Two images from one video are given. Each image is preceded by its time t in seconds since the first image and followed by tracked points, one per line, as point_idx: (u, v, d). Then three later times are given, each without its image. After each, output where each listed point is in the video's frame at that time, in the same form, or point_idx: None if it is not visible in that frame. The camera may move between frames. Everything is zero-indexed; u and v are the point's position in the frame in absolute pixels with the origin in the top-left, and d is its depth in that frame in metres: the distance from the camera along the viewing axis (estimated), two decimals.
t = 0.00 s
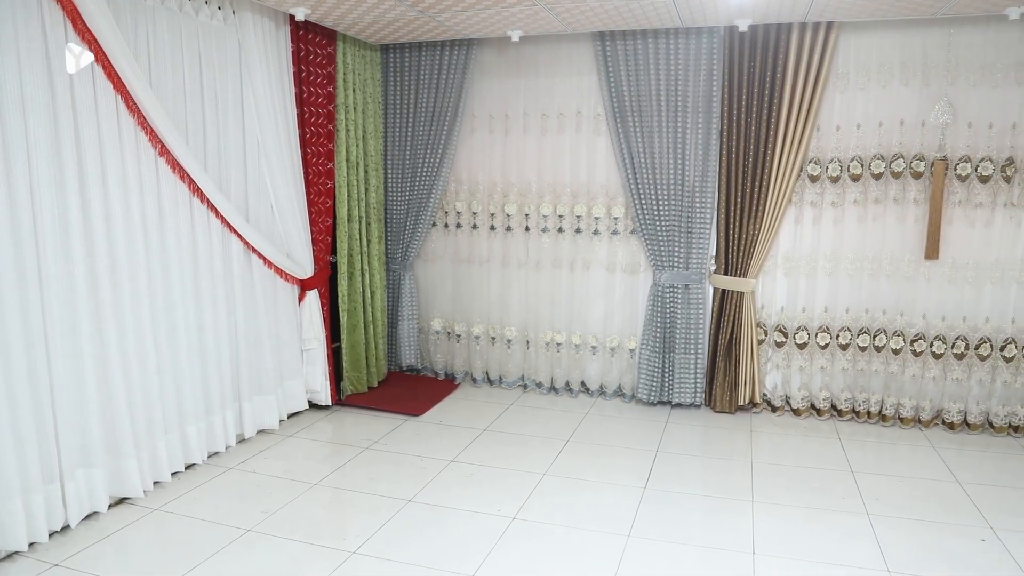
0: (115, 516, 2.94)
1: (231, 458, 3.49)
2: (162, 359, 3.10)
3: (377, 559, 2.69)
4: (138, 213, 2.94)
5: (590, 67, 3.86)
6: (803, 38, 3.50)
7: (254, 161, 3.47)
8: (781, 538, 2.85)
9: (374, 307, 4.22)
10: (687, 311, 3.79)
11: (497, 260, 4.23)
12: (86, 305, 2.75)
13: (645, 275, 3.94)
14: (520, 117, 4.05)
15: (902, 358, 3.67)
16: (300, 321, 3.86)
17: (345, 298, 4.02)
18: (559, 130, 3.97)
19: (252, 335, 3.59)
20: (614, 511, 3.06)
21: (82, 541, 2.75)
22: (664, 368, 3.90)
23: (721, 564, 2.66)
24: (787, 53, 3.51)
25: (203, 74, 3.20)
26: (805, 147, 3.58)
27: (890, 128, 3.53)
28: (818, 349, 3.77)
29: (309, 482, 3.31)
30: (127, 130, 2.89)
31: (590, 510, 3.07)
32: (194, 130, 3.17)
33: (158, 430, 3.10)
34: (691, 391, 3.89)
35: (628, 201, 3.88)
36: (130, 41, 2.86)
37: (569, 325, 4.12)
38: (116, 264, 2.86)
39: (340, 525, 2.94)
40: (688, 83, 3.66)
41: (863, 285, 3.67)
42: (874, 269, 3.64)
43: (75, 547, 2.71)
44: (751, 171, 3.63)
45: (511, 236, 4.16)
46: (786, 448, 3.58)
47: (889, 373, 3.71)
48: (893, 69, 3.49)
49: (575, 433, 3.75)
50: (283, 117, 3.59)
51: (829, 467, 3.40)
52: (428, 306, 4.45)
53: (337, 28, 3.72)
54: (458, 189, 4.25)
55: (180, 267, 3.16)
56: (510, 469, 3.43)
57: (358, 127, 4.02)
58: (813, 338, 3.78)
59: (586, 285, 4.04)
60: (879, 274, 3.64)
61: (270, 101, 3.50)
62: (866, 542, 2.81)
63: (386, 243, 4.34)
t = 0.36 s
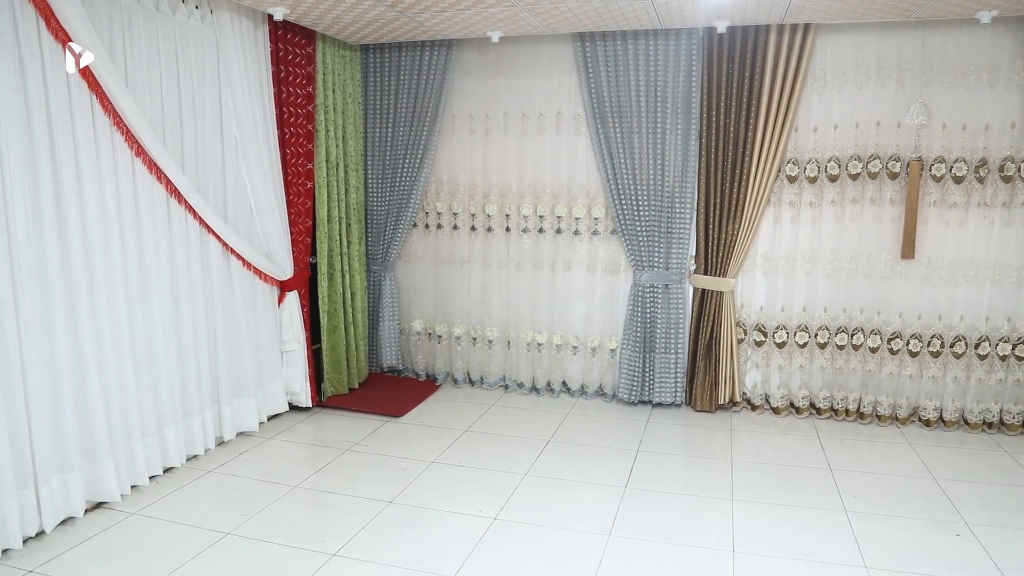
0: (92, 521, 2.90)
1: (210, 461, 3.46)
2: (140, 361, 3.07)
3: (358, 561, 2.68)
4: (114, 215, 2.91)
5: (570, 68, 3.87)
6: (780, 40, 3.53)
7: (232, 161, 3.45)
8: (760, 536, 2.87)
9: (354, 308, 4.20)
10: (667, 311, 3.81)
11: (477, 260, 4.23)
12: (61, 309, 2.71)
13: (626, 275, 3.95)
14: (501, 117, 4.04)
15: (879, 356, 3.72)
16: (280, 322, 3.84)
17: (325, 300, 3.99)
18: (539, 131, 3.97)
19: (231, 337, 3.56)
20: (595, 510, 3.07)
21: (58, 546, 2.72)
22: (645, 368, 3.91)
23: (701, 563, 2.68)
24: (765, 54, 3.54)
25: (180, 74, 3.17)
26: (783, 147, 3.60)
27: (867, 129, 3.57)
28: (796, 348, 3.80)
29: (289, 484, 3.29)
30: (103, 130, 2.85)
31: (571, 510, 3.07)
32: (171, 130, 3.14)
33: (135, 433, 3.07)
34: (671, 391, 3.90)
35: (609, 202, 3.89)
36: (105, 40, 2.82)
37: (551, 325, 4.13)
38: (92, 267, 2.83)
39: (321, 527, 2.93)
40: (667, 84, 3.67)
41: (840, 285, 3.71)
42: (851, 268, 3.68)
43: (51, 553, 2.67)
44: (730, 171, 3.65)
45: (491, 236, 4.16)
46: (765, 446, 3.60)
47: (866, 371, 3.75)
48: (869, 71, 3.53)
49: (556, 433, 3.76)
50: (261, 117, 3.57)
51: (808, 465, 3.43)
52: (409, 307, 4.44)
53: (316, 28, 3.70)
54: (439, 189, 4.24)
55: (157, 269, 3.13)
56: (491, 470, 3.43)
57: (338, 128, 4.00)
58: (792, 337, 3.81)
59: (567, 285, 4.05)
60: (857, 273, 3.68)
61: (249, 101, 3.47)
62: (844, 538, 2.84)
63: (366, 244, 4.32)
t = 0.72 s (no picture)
0: (67, 526, 2.87)
1: (188, 464, 3.43)
2: (116, 364, 3.03)
3: (337, 563, 2.67)
4: (89, 217, 2.87)
5: (549, 68, 3.87)
6: (757, 41, 3.55)
7: (210, 162, 3.42)
8: (739, 533, 2.89)
9: (334, 309, 4.18)
10: (647, 310, 3.82)
11: (457, 261, 4.22)
12: (34, 313, 2.68)
13: (605, 275, 3.96)
14: (480, 118, 4.04)
15: (856, 354, 3.75)
16: (258, 324, 3.81)
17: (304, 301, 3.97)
18: (518, 131, 3.98)
19: (209, 338, 3.53)
20: (575, 510, 3.07)
21: (32, 552, 2.68)
22: (625, 367, 3.93)
23: (680, 561, 2.69)
24: (742, 55, 3.56)
25: (156, 73, 3.14)
26: (761, 148, 3.62)
27: (842, 130, 3.61)
28: (775, 347, 3.83)
29: (267, 487, 3.27)
30: (77, 130, 2.81)
31: (551, 509, 3.08)
32: (146, 130, 3.11)
33: (111, 437, 3.03)
34: (651, 390, 3.92)
35: (588, 202, 3.89)
36: (78, 40, 2.79)
37: (531, 326, 4.13)
38: (66, 270, 2.79)
39: (300, 529, 2.91)
40: (646, 85, 3.69)
41: (817, 284, 3.74)
42: (828, 268, 3.71)
43: (25, 559, 2.63)
44: (708, 172, 3.67)
45: (472, 237, 4.15)
46: (744, 444, 3.63)
47: (843, 369, 3.78)
48: (844, 73, 3.57)
49: (536, 433, 3.76)
50: (239, 117, 3.54)
51: (786, 462, 3.46)
52: (389, 308, 4.42)
53: (294, 28, 3.68)
54: (418, 190, 4.23)
55: (133, 271, 3.10)
56: (471, 470, 3.42)
57: (316, 128, 3.98)
58: (770, 336, 3.84)
59: (547, 285, 4.06)
60: (833, 272, 3.71)
61: (226, 101, 3.45)
62: (821, 535, 2.87)
63: (346, 245, 4.30)
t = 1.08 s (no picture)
0: (39, 532, 2.83)
1: (164, 468, 3.40)
2: (89, 367, 2.99)
3: (315, 565, 2.66)
4: (61, 218, 2.82)
5: (527, 69, 3.88)
6: (733, 42, 3.57)
7: (185, 162, 3.39)
8: (716, 531, 2.90)
9: (312, 310, 4.15)
10: (625, 310, 3.83)
11: (436, 261, 4.21)
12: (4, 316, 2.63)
13: (584, 275, 3.97)
14: (458, 118, 4.04)
15: (832, 352, 3.79)
16: (235, 326, 3.78)
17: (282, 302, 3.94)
18: (496, 132, 3.98)
19: (185, 340, 3.50)
20: (553, 510, 3.08)
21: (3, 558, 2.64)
22: (604, 367, 3.94)
23: (658, 559, 2.71)
24: (718, 56, 3.58)
25: (130, 73, 3.11)
26: (737, 148, 3.65)
27: (817, 131, 3.64)
28: (752, 346, 3.86)
29: (244, 489, 3.24)
30: (48, 129, 2.76)
31: (530, 509, 3.09)
32: (120, 130, 3.07)
33: (85, 441, 2.99)
34: (630, 389, 3.93)
35: (566, 202, 3.90)
36: (49, 38, 2.75)
37: (510, 326, 4.13)
38: (37, 272, 2.75)
39: (277, 532, 2.89)
40: (623, 85, 3.70)
41: (793, 283, 3.77)
42: (804, 267, 3.75)
43: None
44: (685, 172, 3.69)
45: (450, 238, 4.15)
46: (722, 442, 3.65)
47: (819, 367, 3.82)
48: (819, 74, 3.60)
49: (515, 433, 3.77)
50: (214, 118, 3.51)
51: (763, 460, 3.49)
52: (368, 309, 4.40)
53: (270, 28, 3.66)
54: (396, 190, 4.21)
55: (107, 272, 3.06)
56: (449, 471, 3.42)
57: (293, 128, 3.95)
58: (747, 335, 3.86)
59: (526, 285, 4.06)
60: (809, 271, 3.75)
61: (201, 102, 3.42)
62: (797, 531, 2.90)
63: (324, 246, 4.27)
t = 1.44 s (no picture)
0: (10, 538, 2.78)
1: (139, 472, 3.36)
2: (60, 371, 2.94)
3: (291, 568, 2.64)
4: (30, 219, 2.78)
5: (504, 70, 3.88)
6: (708, 44, 3.60)
7: (158, 163, 3.36)
8: (692, 529, 2.93)
9: (289, 312, 4.12)
10: (602, 311, 3.85)
11: (414, 262, 4.20)
12: None
13: (561, 275, 3.98)
14: (435, 119, 4.03)
15: (806, 351, 3.83)
16: (211, 328, 3.75)
17: (258, 304, 3.91)
18: (473, 133, 3.98)
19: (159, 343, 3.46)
20: (530, 510, 3.09)
21: None
22: (582, 367, 3.95)
23: (634, 558, 2.73)
24: (693, 58, 3.60)
25: (101, 73, 3.07)
26: (713, 149, 3.67)
27: (791, 132, 3.68)
28: (728, 345, 3.88)
29: (220, 493, 3.22)
30: (17, 130, 2.72)
31: (508, 510, 3.09)
32: (91, 131, 3.03)
33: (56, 446, 2.95)
34: (608, 389, 3.95)
35: (543, 203, 3.91)
36: (17, 37, 2.71)
37: (488, 326, 4.13)
38: (6, 274, 2.70)
39: (253, 536, 2.87)
40: (600, 86, 3.71)
41: (769, 283, 3.81)
42: (779, 267, 3.78)
43: None
44: (662, 173, 3.71)
45: (428, 238, 4.13)
46: (699, 441, 3.68)
47: (795, 365, 3.86)
48: (792, 76, 3.64)
49: (493, 434, 3.77)
50: (188, 118, 3.48)
51: (740, 458, 3.52)
52: (345, 310, 4.37)
53: (245, 28, 3.63)
54: (373, 191, 4.19)
55: (79, 275, 3.01)
56: (427, 472, 3.41)
57: (269, 129, 3.92)
58: (723, 335, 3.89)
59: (503, 286, 4.06)
60: (784, 271, 3.78)
61: (175, 102, 3.39)
62: (772, 529, 2.93)
63: (301, 247, 4.25)
